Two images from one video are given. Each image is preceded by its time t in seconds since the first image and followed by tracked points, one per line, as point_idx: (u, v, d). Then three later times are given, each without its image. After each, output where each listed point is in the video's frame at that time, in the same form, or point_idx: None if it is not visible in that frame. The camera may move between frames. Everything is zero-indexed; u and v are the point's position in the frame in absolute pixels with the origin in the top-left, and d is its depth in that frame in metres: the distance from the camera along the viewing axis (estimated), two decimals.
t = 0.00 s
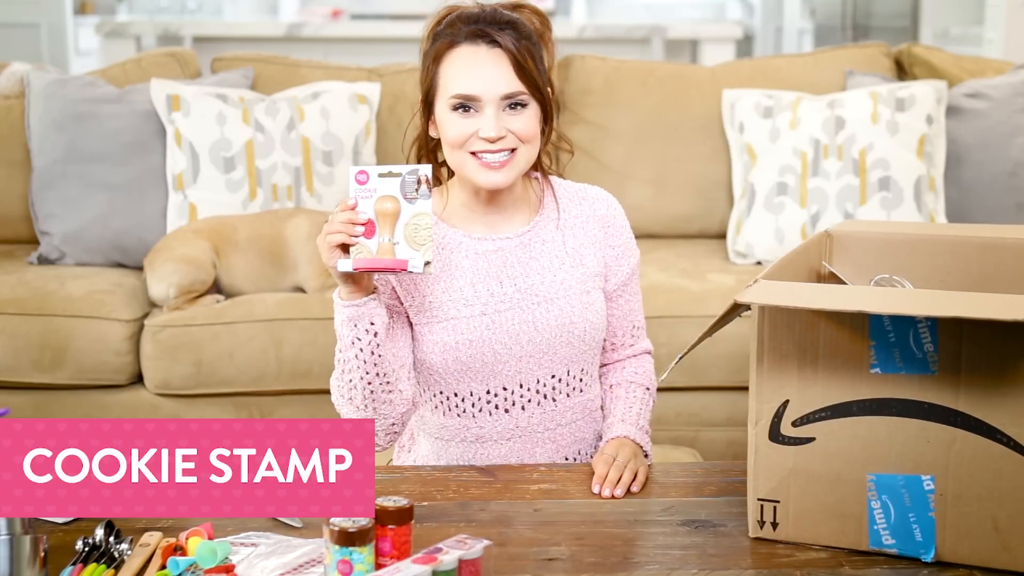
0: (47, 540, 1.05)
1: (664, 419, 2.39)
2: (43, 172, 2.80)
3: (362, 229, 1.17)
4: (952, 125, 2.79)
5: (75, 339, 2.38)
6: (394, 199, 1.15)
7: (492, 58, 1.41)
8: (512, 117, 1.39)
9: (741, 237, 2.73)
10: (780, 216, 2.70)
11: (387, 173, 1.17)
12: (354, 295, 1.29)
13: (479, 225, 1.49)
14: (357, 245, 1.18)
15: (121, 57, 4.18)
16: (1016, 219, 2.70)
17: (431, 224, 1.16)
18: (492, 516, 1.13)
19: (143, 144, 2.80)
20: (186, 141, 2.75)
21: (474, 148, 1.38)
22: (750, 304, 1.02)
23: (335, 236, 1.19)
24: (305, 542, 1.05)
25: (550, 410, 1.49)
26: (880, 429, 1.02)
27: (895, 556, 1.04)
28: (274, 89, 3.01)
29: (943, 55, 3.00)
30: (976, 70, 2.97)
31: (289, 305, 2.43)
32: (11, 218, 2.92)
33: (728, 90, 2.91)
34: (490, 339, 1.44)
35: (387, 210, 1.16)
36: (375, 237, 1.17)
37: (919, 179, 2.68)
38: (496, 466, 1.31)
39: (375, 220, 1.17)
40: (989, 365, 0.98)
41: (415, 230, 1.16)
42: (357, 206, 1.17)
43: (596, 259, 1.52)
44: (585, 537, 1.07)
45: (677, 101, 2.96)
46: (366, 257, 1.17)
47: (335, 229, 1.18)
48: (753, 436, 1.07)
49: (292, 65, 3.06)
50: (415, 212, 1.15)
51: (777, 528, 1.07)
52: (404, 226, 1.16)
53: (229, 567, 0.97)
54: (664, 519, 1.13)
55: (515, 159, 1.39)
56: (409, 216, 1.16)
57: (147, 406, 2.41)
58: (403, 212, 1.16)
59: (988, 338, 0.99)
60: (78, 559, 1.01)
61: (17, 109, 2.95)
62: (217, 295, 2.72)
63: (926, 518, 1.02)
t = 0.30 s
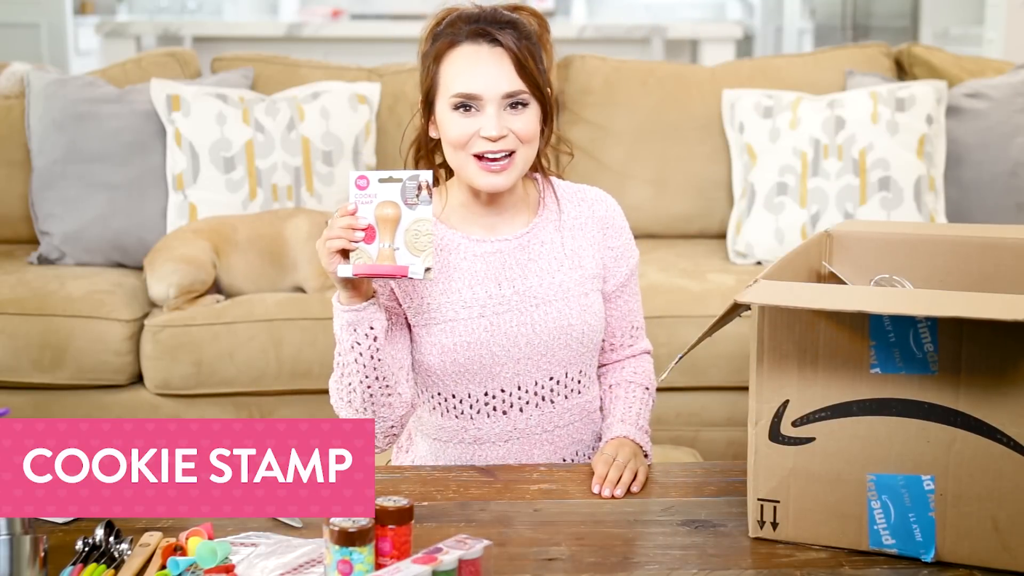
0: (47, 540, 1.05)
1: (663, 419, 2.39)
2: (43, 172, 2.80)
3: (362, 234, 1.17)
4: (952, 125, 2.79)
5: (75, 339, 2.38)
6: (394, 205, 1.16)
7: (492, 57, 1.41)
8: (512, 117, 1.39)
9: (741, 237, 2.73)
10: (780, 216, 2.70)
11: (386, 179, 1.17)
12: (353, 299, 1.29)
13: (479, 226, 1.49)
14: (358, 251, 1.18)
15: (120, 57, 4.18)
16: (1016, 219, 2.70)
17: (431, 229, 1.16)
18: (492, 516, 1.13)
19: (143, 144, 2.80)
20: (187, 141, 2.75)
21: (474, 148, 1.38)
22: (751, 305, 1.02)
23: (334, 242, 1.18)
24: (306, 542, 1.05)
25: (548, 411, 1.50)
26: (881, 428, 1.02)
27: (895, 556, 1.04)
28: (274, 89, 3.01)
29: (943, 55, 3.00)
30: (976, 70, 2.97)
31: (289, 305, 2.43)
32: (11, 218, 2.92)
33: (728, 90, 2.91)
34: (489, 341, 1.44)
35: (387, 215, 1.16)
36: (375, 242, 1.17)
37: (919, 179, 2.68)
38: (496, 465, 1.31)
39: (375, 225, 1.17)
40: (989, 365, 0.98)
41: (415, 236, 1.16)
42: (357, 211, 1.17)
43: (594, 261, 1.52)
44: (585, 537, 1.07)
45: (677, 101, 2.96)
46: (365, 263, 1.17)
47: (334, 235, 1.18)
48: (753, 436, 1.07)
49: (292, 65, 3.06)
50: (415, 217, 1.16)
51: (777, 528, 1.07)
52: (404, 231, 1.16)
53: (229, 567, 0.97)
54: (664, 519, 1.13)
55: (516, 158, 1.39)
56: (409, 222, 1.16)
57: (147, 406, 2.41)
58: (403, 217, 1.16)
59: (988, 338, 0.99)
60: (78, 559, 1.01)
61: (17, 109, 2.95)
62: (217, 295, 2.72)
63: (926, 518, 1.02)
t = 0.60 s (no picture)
0: (47, 540, 1.05)
1: (664, 419, 2.39)
2: (43, 172, 2.80)
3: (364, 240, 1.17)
4: (952, 125, 2.79)
5: (75, 339, 2.38)
6: (397, 210, 1.15)
7: (470, 58, 1.38)
8: (488, 120, 1.36)
9: (741, 237, 2.73)
10: (780, 216, 2.70)
11: (388, 183, 1.16)
12: (354, 303, 1.28)
13: (479, 221, 1.49)
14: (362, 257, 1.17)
15: (120, 57, 4.19)
16: (1016, 219, 2.70)
17: (434, 233, 1.17)
18: (492, 516, 1.13)
19: (143, 144, 2.80)
20: (187, 141, 2.75)
21: (453, 151, 1.37)
22: (750, 305, 1.02)
23: (338, 246, 1.18)
24: (306, 542, 1.05)
25: (546, 406, 1.50)
26: (881, 429, 1.02)
27: (896, 556, 1.04)
28: (274, 89, 3.01)
29: (943, 56, 3.00)
30: (976, 70, 2.97)
31: (289, 305, 2.43)
32: (11, 218, 2.92)
33: (728, 90, 2.91)
34: (489, 335, 1.44)
35: (390, 221, 1.15)
36: (377, 247, 1.17)
37: (919, 179, 2.68)
38: (496, 465, 1.31)
39: (377, 231, 1.16)
40: (988, 365, 0.98)
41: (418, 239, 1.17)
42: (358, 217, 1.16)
43: (595, 258, 1.52)
44: (585, 537, 1.07)
45: (677, 101, 2.96)
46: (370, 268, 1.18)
47: (336, 240, 1.18)
48: (753, 436, 1.07)
49: (292, 65, 3.06)
50: (417, 223, 1.16)
51: (777, 528, 1.07)
52: (406, 236, 1.16)
53: (229, 567, 0.97)
54: (664, 519, 1.13)
55: (494, 161, 1.38)
56: (412, 227, 1.16)
57: (147, 406, 2.41)
58: (406, 222, 1.16)
59: (988, 338, 0.99)
60: (78, 559, 1.01)
61: (17, 109, 2.95)
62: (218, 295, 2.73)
63: (926, 518, 1.02)
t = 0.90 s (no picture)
0: (47, 541, 1.05)
1: (663, 419, 2.39)
2: (43, 172, 2.80)
3: (330, 231, 1.18)
4: (952, 125, 2.79)
5: (75, 339, 2.38)
6: (358, 196, 1.17)
7: (499, 32, 1.42)
8: (512, 89, 1.39)
9: (741, 237, 2.73)
10: (780, 216, 2.70)
11: (343, 169, 1.17)
12: (337, 306, 1.31)
13: (473, 211, 1.49)
14: (333, 249, 1.18)
15: (120, 57, 4.18)
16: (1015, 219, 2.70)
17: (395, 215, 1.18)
18: (493, 516, 1.13)
19: (143, 144, 2.80)
20: (187, 141, 2.75)
21: (473, 116, 1.38)
22: (748, 305, 1.01)
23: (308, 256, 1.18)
24: (306, 542, 1.05)
25: (523, 398, 1.46)
26: (881, 429, 1.02)
27: (896, 556, 1.04)
28: (274, 89, 3.01)
29: (943, 56, 3.00)
30: (976, 70, 2.97)
31: (289, 305, 2.43)
32: (11, 218, 2.92)
33: (728, 90, 2.91)
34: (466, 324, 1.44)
35: (352, 207, 1.17)
36: (343, 234, 1.18)
37: (919, 179, 2.68)
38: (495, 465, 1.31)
39: (339, 218, 1.17)
40: (989, 365, 0.98)
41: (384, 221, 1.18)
42: (315, 214, 1.17)
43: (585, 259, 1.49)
44: (586, 538, 1.07)
45: (677, 101, 2.96)
46: (340, 258, 1.19)
47: (306, 245, 1.18)
48: (753, 436, 1.07)
49: (292, 65, 3.06)
50: (379, 206, 1.18)
51: (777, 528, 1.07)
52: (369, 220, 1.18)
53: (229, 567, 0.97)
54: (664, 519, 1.13)
55: (513, 131, 1.38)
56: (374, 210, 1.18)
57: (147, 406, 2.41)
58: (368, 208, 1.17)
59: (988, 338, 0.99)
60: (78, 559, 1.01)
61: (17, 109, 2.95)
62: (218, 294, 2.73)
63: (926, 518, 1.02)
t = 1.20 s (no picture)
0: (47, 540, 1.04)
1: (663, 419, 2.39)
2: (43, 172, 2.80)
3: (347, 258, 1.18)
4: (952, 125, 2.79)
5: (75, 339, 2.38)
6: (376, 223, 1.17)
7: (489, 43, 1.42)
8: (503, 102, 1.39)
9: (741, 237, 2.73)
10: (780, 216, 2.70)
11: (359, 197, 1.18)
12: (352, 328, 1.31)
13: (466, 214, 1.49)
14: (353, 276, 1.19)
15: (120, 57, 4.18)
16: (1016, 219, 2.70)
17: (412, 240, 1.19)
18: (493, 516, 1.13)
19: (143, 144, 2.80)
20: (186, 141, 2.75)
21: (465, 129, 1.37)
22: (749, 305, 1.01)
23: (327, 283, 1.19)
24: (306, 542, 1.05)
25: (524, 401, 1.46)
26: (881, 429, 1.02)
27: (895, 556, 1.04)
28: (274, 89, 3.01)
29: (943, 55, 3.00)
30: (977, 70, 2.97)
31: (289, 305, 2.43)
32: (11, 218, 2.92)
33: (728, 90, 2.91)
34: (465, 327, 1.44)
35: (370, 234, 1.17)
36: (361, 261, 1.19)
37: (919, 179, 2.68)
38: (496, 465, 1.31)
39: (358, 245, 1.18)
40: (989, 365, 0.98)
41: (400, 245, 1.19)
42: (333, 241, 1.17)
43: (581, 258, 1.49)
44: (585, 537, 1.07)
45: (677, 101, 2.96)
46: (361, 285, 1.19)
47: (325, 273, 1.19)
48: (753, 436, 1.07)
49: (292, 65, 3.06)
50: (396, 231, 1.18)
51: (777, 528, 1.07)
52: (388, 246, 1.19)
53: (229, 567, 0.97)
54: (664, 519, 1.13)
55: (504, 144, 1.38)
56: (391, 236, 1.18)
57: (147, 406, 2.41)
58: (386, 233, 1.18)
59: (988, 338, 0.99)
60: (78, 558, 1.01)
61: (17, 109, 2.95)
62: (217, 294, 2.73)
63: (926, 518, 1.02)
